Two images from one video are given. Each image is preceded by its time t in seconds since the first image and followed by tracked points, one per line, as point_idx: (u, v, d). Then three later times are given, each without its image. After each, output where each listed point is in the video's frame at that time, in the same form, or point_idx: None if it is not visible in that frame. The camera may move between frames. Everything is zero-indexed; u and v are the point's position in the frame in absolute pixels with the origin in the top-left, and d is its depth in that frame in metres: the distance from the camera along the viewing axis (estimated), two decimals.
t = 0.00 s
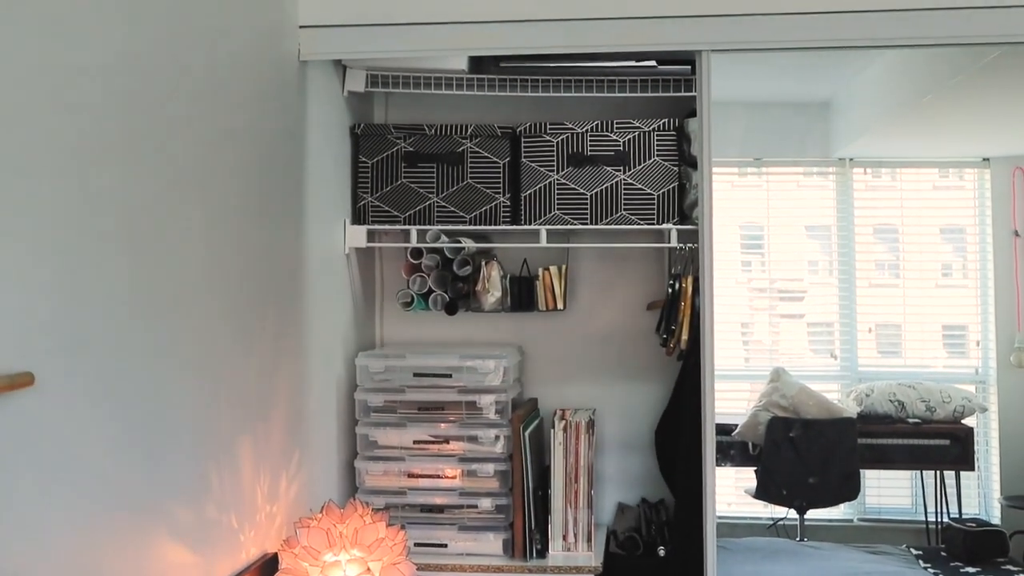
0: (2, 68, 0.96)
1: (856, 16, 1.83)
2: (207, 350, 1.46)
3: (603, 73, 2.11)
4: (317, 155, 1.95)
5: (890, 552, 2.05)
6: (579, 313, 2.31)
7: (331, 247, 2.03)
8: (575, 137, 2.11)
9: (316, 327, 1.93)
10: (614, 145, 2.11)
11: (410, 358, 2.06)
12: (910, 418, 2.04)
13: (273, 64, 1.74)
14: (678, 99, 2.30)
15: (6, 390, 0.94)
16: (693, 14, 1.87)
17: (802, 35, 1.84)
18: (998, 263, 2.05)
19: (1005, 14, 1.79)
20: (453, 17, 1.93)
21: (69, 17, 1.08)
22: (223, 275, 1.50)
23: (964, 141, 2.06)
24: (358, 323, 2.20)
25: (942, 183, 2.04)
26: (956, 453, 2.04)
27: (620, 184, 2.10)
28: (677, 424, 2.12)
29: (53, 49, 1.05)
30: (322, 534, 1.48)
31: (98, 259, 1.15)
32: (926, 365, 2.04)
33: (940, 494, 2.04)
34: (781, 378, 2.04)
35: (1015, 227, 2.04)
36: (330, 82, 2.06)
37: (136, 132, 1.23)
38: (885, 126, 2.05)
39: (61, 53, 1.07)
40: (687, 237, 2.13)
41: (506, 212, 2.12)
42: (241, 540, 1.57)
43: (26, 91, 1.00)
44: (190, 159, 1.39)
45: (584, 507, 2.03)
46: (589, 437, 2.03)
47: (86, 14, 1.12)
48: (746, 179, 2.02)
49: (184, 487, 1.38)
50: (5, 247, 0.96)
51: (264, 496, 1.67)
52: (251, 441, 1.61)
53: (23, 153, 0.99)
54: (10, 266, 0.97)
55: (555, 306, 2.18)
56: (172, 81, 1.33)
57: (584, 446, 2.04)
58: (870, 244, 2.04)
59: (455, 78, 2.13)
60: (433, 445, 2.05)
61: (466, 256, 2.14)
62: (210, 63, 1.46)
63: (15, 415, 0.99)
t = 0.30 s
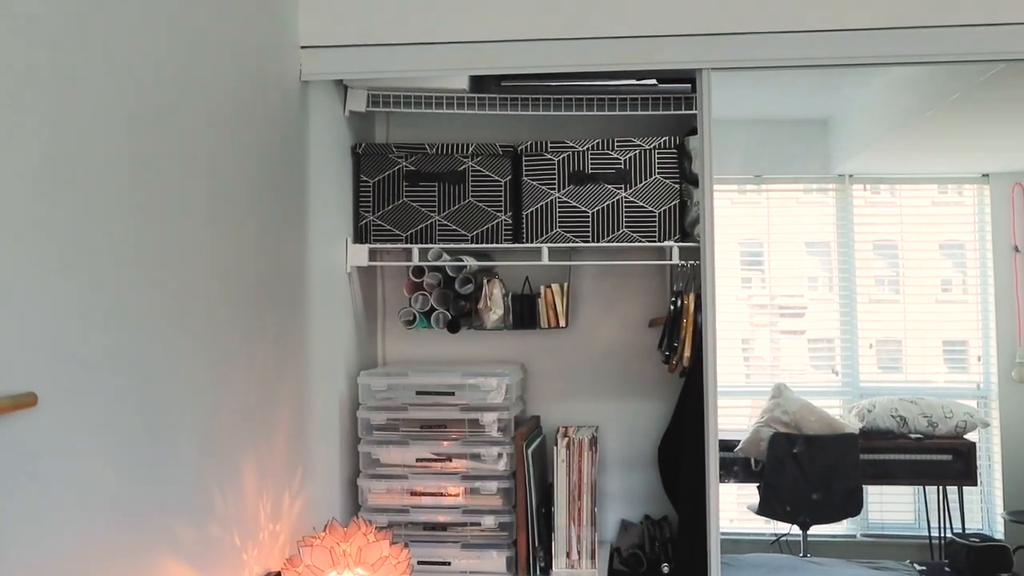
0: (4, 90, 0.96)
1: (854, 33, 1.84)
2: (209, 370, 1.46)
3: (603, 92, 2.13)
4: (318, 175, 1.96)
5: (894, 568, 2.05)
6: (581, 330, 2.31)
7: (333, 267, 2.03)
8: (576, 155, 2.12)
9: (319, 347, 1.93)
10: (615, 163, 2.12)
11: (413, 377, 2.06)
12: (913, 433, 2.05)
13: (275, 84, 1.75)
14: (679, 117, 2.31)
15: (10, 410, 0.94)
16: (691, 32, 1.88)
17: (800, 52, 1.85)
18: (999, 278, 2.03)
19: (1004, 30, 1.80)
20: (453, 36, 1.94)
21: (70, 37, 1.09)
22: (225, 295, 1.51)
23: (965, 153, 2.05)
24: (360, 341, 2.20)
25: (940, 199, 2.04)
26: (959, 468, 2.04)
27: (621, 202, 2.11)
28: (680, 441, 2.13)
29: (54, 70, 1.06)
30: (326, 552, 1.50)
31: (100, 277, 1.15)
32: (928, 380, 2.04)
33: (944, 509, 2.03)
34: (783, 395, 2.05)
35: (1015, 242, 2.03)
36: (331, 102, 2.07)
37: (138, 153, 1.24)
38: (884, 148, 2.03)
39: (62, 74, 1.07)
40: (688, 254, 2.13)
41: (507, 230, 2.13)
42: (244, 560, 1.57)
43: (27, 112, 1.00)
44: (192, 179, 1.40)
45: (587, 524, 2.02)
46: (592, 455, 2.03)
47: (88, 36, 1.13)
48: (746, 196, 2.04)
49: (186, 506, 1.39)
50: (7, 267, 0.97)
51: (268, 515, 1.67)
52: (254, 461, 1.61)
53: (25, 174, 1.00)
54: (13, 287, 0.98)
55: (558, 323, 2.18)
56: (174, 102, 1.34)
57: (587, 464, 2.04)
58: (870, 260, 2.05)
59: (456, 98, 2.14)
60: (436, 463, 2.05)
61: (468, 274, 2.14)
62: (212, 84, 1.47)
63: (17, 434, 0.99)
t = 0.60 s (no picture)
0: (13, 98, 0.97)
1: (862, 44, 1.84)
2: (216, 378, 1.46)
3: (611, 102, 2.13)
4: (326, 184, 1.96)
5: None
6: (588, 341, 2.31)
7: (340, 276, 2.04)
8: (583, 166, 2.12)
9: (325, 356, 1.93)
10: (623, 174, 2.12)
11: (420, 387, 2.06)
12: (919, 446, 2.04)
13: (283, 93, 1.76)
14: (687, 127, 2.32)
15: (19, 418, 0.95)
16: (699, 43, 1.88)
17: (808, 63, 1.86)
18: (1007, 290, 2.06)
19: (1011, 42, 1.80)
20: (461, 46, 1.94)
21: (79, 45, 1.10)
22: (233, 304, 1.51)
23: (970, 172, 2.07)
24: (367, 351, 2.21)
25: (948, 211, 2.05)
26: (966, 481, 2.06)
27: (628, 212, 2.11)
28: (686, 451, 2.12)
29: (63, 78, 1.06)
30: (332, 561, 1.48)
31: (108, 285, 1.16)
32: (935, 393, 2.04)
33: (950, 522, 2.05)
34: (789, 407, 2.04)
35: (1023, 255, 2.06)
36: (339, 112, 2.07)
37: (146, 162, 1.25)
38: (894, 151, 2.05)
39: (70, 82, 1.08)
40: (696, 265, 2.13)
41: (515, 241, 2.13)
42: (250, 569, 1.57)
43: (36, 120, 1.01)
44: (200, 188, 1.40)
45: (593, 534, 2.02)
46: (599, 465, 2.03)
47: (97, 44, 1.13)
48: (752, 208, 2.01)
49: (193, 515, 1.38)
50: (16, 274, 0.97)
51: (274, 524, 1.67)
52: (260, 469, 1.61)
53: (33, 181, 1.00)
54: (21, 295, 0.98)
55: (565, 333, 2.18)
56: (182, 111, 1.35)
57: (594, 474, 2.03)
58: (877, 272, 2.05)
59: (463, 108, 2.15)
60: (441, 472, 2.04)
61: (475, 284, 2.14)
62: (220, 93, 1.47)
63: (25, 441, 0.99)
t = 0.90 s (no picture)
0: (18, 66, 0.97)
1: (870, 17, 1.83)
2: (223, 350, 1.46)
3: (619, 75, 2.12)
4: (332, 156, 1.96)
5: (907, 555, 2.05)
6: (595, 315, 2.31)
7: (347, 249, 2.03)
8: (590, 139, 2.12)
9: (332, 329, 1.93)
10: (630, 147, 2.11)
11: (426, 360, 2.06)
12: (927, 421, 2.04)
13: (289, 65, 1.75)
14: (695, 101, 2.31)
15: (24, 387, 0.94)
16: (707, 15, 1.87)
17: (816, 36, 1.84)
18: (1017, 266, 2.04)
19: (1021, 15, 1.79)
20: (468, 18, 1.93)
21: (82, 14, 1.09)
22: (239, 276, 1.51)
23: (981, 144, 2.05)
24: (373, 324, 2.21)
25: (958, 187, 2.04)
26: (974, 457, 2.06)
27: (636, 186, 2.11)
28: (693, 425, 2.12)
29: (68, 48, 1.06)
30: (338, 532, 1.50)
31: (114, 256, 1.16)
32: (943, 369, 2.04)
33: (957, 497, 2.05)
34: (797, 382, 2.04)
35: None
36: (345, 84, 2.07)
37: (152, 132, 1.24)
38: (908, 125, 2.04)
39: (75, 52, 1.07)
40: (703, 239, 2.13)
41: (521, 214, 2.13)
42: (257, 540, 1.58)
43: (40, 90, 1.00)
44: (207, 160, 1.40)
45: (599, 507, 2.03)
46: (606, 439, 2.03)
47: (101, 13, 1.13)
48: (760, 183, 2.01)
49: (200, 486, 1.39)
50: (21, 243, 0.97)
51: (281, 497, 1.67)
52: (267, 442, 1.62)
53: (39, 151, 1.00)
54: (26, 264, 0.98)
55: (571, 307, 2.18)
56: (188, 82, 1.34)
57: (600, 447, 2.03)
58: (885, 248, 2.04)
59: (471, 81, 2.14)
60: (448, 445, 2.05)
61: (482, 258, 2.14)
62: (225, 64, 1.47)
63: (31, 411, 1.00)
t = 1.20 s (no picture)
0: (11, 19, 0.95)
1: None
2: (223, 308, 1.46)
3: (621, 31, 2.10)
4: (332, 113, 1.94)
5: (908, 511, 2.08)
6: (597, 272, 2.30)
7: (347, 207, 2.02)
8: (591, 96, 2.10)
9: (333, 288, 1.93)
10: (631, 104, 2.10)
11: (427, 318, 2.06)
12: (930, 378, 2.06)
13: (287, 21, 1.73)
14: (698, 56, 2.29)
15: (23, 345, 0.94)
16: None
17: None
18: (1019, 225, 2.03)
19: None
20: None
21: None
22: (238, 234, 1.50)
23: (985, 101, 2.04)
24: (374, 282, 2.20)
25: (962, 144, 2.03)
26: (977, 413, 2.07)
27: (637, 143, 2.09)
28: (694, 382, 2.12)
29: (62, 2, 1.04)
30: (340, 489, 1.50)
31: (112, 216, 1.15)
32: (947, 327, 2.04)
33: (959, 454, 2.06)
34: (798, 340, 2.04)
35: None
36: (344, 41, 2.05)
37: (148, 88, 1.23)
38: (912, 81, 2.01)
39: (69, 7, 1.06)
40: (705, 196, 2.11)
41: (521, 171, 2.11)
42: (259, 498, 1.58)
43: (34, 45, 0.99)
44: (205, 118, 1.39)
45: (601, 465, 2.03)
46: (607, 397, 2.04)
47: None
48: (763, 142, 1.98)
49: (202, 444, 1.39)
50: (19, 203, 0.96)
51: (283, 455, 1.67)
52: (269, 400, 1.62)
53: (34, 108, 0.99)
54: (23, 221, 0.97)
55: (572, 265, 2.16)
56: (184, 37, 1.33)
57: (602, 405, 2.04)
58: (887, 206, 2.03)
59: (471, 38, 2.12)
60: (449, 404, 2.05)
61: (483, 216, 2.12)
62: (222, 19, 1.45)
63: (30, 368, 1.00)
